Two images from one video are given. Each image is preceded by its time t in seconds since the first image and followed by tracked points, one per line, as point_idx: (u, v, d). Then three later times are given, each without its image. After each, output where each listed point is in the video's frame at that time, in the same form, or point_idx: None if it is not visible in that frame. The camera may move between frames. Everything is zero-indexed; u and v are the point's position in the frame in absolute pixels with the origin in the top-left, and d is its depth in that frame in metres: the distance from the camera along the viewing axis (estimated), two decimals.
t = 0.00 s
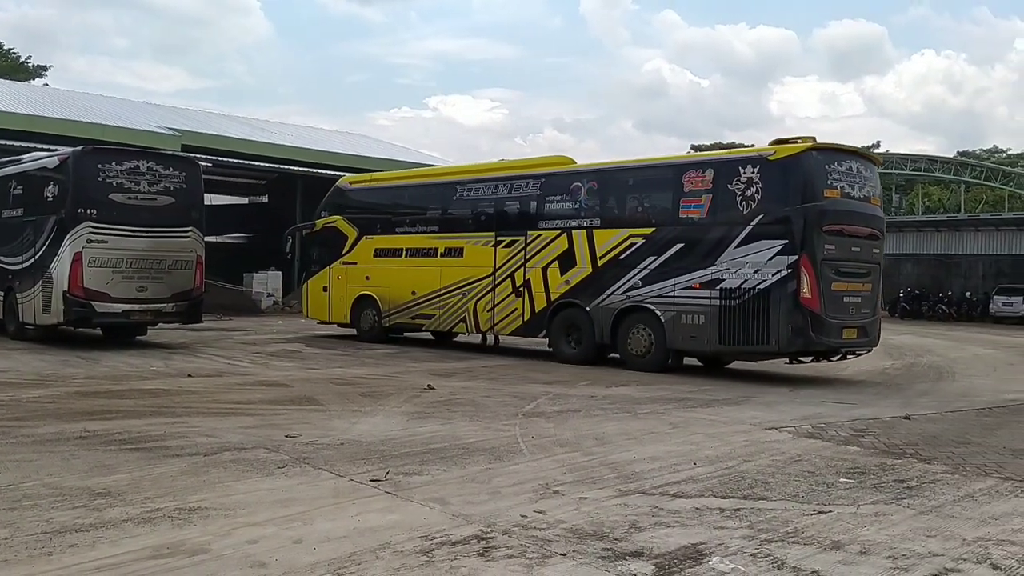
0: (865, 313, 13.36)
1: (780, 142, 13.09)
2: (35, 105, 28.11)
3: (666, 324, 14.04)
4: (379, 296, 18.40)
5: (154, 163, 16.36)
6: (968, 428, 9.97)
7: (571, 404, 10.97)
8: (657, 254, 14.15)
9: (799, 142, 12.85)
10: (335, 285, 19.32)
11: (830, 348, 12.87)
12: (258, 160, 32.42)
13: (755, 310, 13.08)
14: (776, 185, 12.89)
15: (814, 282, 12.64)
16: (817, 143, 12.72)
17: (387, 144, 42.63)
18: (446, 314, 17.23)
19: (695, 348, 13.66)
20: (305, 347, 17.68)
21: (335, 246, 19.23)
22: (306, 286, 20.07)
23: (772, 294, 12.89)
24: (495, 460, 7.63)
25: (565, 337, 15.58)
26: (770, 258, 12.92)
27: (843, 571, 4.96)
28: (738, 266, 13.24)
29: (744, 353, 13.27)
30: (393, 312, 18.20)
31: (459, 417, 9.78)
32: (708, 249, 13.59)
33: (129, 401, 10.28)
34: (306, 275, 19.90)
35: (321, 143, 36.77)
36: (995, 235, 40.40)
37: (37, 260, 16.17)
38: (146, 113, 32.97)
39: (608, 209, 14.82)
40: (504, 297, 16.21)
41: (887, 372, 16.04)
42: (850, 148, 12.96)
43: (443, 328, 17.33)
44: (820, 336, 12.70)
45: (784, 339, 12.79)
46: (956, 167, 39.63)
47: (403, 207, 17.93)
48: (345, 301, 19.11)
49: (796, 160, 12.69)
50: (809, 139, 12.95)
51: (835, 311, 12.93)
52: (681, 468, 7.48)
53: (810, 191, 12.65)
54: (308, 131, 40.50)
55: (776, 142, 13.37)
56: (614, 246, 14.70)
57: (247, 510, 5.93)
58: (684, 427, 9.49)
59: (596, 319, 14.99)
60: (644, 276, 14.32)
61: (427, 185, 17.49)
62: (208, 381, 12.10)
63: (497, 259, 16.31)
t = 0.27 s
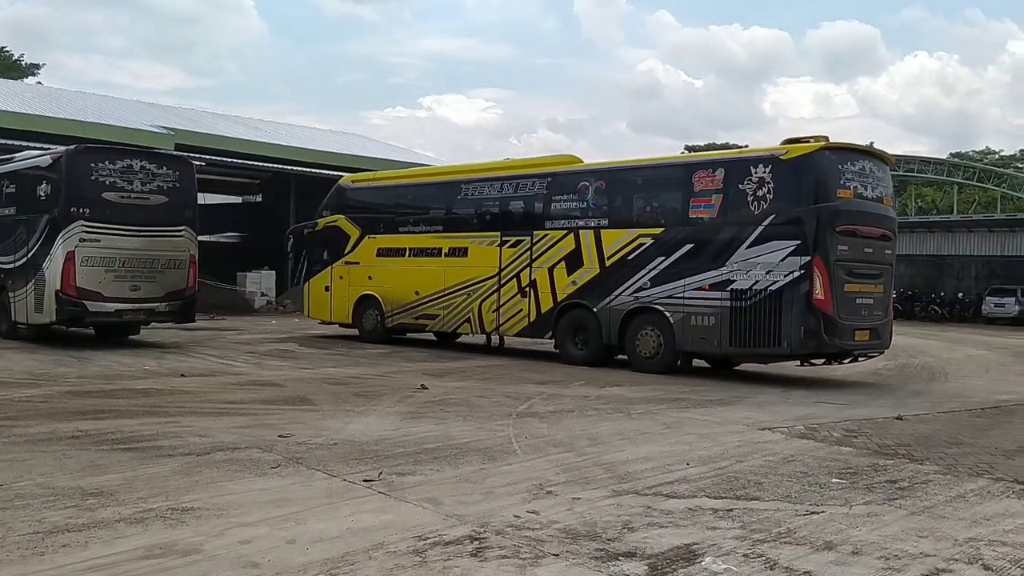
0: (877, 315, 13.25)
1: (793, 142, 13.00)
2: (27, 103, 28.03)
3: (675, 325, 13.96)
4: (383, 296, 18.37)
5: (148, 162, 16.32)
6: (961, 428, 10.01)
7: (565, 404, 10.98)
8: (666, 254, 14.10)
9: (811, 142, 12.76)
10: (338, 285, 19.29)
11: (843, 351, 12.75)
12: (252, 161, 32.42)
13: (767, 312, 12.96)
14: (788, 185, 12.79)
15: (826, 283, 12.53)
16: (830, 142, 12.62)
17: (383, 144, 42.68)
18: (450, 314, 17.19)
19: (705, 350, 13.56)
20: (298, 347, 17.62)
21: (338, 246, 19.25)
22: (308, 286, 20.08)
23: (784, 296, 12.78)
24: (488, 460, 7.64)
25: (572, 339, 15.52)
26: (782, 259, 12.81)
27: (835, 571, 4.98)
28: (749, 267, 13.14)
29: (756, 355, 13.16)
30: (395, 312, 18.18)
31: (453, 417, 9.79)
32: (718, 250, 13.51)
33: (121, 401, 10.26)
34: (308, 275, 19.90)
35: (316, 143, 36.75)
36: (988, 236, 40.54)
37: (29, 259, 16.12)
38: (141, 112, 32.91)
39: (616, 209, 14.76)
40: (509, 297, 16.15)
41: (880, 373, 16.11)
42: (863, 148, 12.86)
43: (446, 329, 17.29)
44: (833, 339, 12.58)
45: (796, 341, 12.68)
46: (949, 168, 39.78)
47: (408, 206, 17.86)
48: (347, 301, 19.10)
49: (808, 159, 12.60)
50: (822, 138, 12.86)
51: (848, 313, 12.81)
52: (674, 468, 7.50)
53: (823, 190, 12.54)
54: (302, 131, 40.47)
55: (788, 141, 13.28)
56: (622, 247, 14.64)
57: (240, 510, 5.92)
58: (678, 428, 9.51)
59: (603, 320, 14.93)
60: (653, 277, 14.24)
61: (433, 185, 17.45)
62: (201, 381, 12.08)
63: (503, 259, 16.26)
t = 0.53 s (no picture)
0: (887, 316, 13.18)
1: (803, 140, 12.88)
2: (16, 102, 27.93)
3: (683, 326, 13.85)
4: (383, 297, 18.25)
5: (138, 161, 16.26)
6: (950, 428, 10.04)
7: (557, 404, 10.99)
8: (673, 254, 13.97)
9: (822, 140, 12.64)
10: (337, 285, 19.15)
11: (853, 352, 12.68)
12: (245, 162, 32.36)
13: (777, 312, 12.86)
14: (799, 184, 12.67)
15: (837, 284, 12.44)
16: (841, 141, 12.51)
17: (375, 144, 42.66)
18: (452, 315, 17.07)
19: (713, 351, 13.46)
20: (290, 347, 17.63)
21: (338, 246, 19.09)
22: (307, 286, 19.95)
23: (794, 296, 12.68)
24: (479, 460, 7.64)
25: (576, 340, 15.43)
26: (792, 259, 12.70)
27: (826, 570, 4.99)
28: (758, 267, 13.02)
29: (765, 356, 13.06)
30: (396, 313, 18.06)
31: (444, 417, 9.78)
32: (727, 249, 13.38)
33: (111, 401, 10.23)
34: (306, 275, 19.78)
35: (308, 143, 36.70)
36: (977, 236, 40.72)
37: (19, 258, 16.06)
38: (131, 112, 32.79)
39: (622, 208, 14.62)
40: (512, 298, 16.04)
41: (871, 373, 16.15)
42: (873, 146, 12.76)
43: (448, 330, 17.17)
44: (844, 340, 12.50)
45: (807, 342, 12.59)
46: (938, 169, 39.94)
47: (409, 205, 17.70)
48: (347, 302, 18.97)
49: (819, 158, 12.47)
50: (833, 136, 12.74)
51: (858, 314, 12.74)
52: (665, 468, 7.50)
53: (834, 190, 12.44)
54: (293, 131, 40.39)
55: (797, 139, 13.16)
56: (628, 246, 14.52)
57: (230, 510, 5.91)
58: (669, 427, 9.51)
59: (608, 321, 14.82)
60: (659, 277, 14.12)
61: (434, 184, 17.29)
62: (191, 381, 12.05)
63: (505, 259, 16.13)
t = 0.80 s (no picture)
0: (895, 316, 13.11)
1: (810, 139, 12.80)
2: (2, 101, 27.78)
3: (688, 327, 13.73)
4: (382, 297, 18.12)
5: (126, 161, 16.19)
6: (937, 427, 10.09)
7: (546, 404, 10.99)
8: (678, 254, 13.86)
9: (830, 139, 12.56)
10: (336, 285, 19.02)
11: (862, 353, 12.59)
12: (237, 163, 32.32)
13: (785, 313, 12.77)
14: (807, 183, 12.59)
15: (846, 284, 12.36)
16: (849, 139, 12.44)
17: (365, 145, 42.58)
18: (452, 316, 16.94)
19: (720, 352, 13.34)
20: (279, 347, 17.60)
21: (335, 246, 18.97)
22: (305, 286, 19.83)
23: (802, 297, 12.59)
24: (469, 460, 7.63)
25: (579, 341, 15.30)
26: (800, 259, 12.62)
27: (815, 569, 5.01)
28: (766, 267, 12.93)
29: (773, 357, 12.96)
30: (395, 313, 17.92)
31: (434, 417, 9.77)
32: (734, 250, 13.28)
33: (99, 401, 10.18)
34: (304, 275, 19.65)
35: (298, 142, 36.61)
36: (965, 236, 40.91)
37: (6, 258, 15.97)
38: (120, 111, 32.63)
39: (626, 208, 14.51)
40: (514, 298, 15.92)
41: (860, 372, 16.19)
42: (881, 145, 12.70)
43: (449, 331, 17.04)
44: (853, 341, 12.41)
45: (816, 343, 12.50)
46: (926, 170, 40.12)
47: (409, 205, 17.57)
48: (346, 302, 18.85)
49: (828, 156, 12.39)
50: (840, 134, 12.67)
51: (867, 314, 12.66)
52: (654, 468, 7.51)
53: (843, 188, 12.36)
54: (283, 130, 40.29)
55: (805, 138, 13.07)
56: (632, 246, 14.40)
57: (218, 511, 5.89)
58: (658, 427, 9.52)
59: (612, 322, 14.70)
60: (664, 277, 14.01)
61: (435, 183, 17.18)
62: (179, 382, 12.01)
63: (507, 259, 16.03)
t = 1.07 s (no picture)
0: (906, 317, 12.97)
1: (820, 137, 12.69)
2: None
3: (696, 328, 13.56)
4: (383, 298, 17.97)
5: (116, 161, 16.15)
6: (926, 426, 10.13)
7: (537, 404, 11.00)
8: (685, 254, 13.72)
9: (839, 137, 12.45)
10: (335, 286, 18.86)
11: (873, 354, 12.45)
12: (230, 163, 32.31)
13: (794, 314, 12.62)
14: (817, 182, 12.47)
15: (856, 284, 12.24)
16: (859, 138, 12.34)
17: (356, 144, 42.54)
18: (454, 317, 16.78)
19: (728, 353, 13.17)
20: (270, 347, 17.56)
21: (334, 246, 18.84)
22: (303, 287, 19.64)
23: (812, 297, 12.45)
24: (460, 460, 7.64)
25: (584, 342, 15.12)
26: (810, 260, 12.48)
27: (805, 568, 5.03)
28: (775, 267, 12.79)
29: (783, 358, 12.80)
30: (396, 314, 17.77)
31: (425, 417, 9.78)
32: (743, 250, 13.13)
33: (88, 401, 10.16)
34: (302, 275, 19.48)
35: (289, 142, 36.54)
36: (954, 237, 41.13)
37: None
38: (111, 110, 32.51)
39: (632, 207, 14.37)
40: (517, 299, 15.76)
41: (851, 372, 16.22)
42: (891, 144, 12.60)
43: (450, 332, 16.90)
44: (863, 342, 12.28)
45: (826, 344, 12.35)
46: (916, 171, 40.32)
47: (410, 204, 17.43)
48: (346, 303, 18.69)
49: (838, 155, 12.30)
50: (850, 133, 12.56)
51: (878, 315, 12.53)
52: (645, 467, 7.53)
53: (853, 188, 12.25)
54: (274, 130, 40.21)
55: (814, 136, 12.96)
56: (638, 247, 14.27)
57: (209, 511, 5.88)
58: (649, 427, 9.54)
59: (618, 322, 14.53)
60: (671, 277, 13.85)
61: (437, 183, 17.04)
62: (170, 382, 11.99)
63: (510, 259, 15.87)
